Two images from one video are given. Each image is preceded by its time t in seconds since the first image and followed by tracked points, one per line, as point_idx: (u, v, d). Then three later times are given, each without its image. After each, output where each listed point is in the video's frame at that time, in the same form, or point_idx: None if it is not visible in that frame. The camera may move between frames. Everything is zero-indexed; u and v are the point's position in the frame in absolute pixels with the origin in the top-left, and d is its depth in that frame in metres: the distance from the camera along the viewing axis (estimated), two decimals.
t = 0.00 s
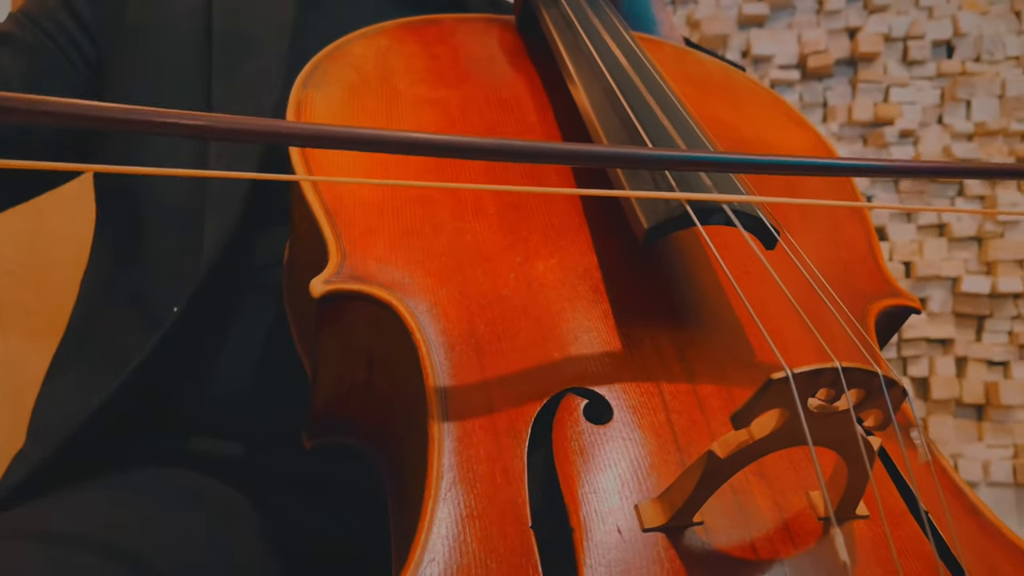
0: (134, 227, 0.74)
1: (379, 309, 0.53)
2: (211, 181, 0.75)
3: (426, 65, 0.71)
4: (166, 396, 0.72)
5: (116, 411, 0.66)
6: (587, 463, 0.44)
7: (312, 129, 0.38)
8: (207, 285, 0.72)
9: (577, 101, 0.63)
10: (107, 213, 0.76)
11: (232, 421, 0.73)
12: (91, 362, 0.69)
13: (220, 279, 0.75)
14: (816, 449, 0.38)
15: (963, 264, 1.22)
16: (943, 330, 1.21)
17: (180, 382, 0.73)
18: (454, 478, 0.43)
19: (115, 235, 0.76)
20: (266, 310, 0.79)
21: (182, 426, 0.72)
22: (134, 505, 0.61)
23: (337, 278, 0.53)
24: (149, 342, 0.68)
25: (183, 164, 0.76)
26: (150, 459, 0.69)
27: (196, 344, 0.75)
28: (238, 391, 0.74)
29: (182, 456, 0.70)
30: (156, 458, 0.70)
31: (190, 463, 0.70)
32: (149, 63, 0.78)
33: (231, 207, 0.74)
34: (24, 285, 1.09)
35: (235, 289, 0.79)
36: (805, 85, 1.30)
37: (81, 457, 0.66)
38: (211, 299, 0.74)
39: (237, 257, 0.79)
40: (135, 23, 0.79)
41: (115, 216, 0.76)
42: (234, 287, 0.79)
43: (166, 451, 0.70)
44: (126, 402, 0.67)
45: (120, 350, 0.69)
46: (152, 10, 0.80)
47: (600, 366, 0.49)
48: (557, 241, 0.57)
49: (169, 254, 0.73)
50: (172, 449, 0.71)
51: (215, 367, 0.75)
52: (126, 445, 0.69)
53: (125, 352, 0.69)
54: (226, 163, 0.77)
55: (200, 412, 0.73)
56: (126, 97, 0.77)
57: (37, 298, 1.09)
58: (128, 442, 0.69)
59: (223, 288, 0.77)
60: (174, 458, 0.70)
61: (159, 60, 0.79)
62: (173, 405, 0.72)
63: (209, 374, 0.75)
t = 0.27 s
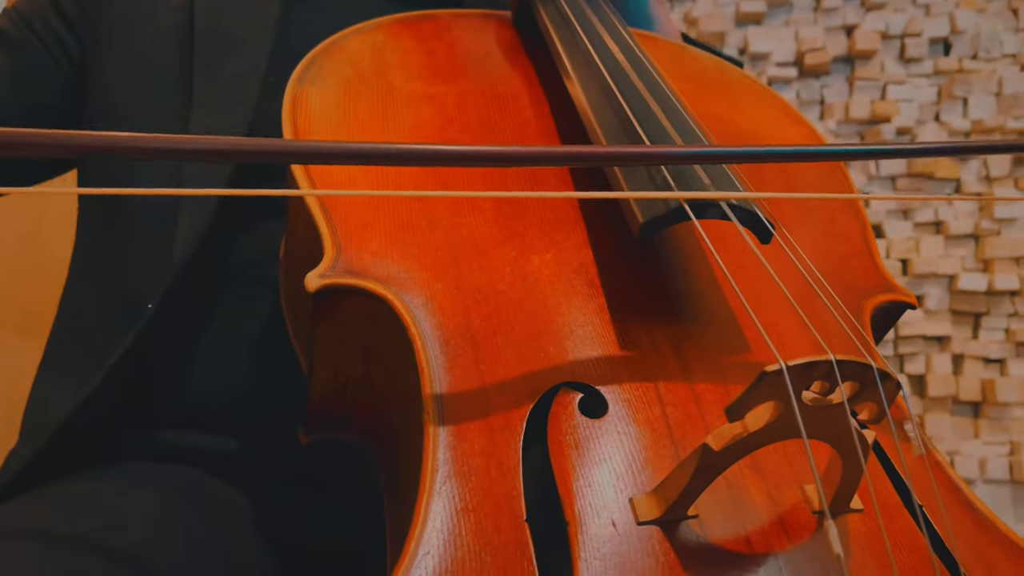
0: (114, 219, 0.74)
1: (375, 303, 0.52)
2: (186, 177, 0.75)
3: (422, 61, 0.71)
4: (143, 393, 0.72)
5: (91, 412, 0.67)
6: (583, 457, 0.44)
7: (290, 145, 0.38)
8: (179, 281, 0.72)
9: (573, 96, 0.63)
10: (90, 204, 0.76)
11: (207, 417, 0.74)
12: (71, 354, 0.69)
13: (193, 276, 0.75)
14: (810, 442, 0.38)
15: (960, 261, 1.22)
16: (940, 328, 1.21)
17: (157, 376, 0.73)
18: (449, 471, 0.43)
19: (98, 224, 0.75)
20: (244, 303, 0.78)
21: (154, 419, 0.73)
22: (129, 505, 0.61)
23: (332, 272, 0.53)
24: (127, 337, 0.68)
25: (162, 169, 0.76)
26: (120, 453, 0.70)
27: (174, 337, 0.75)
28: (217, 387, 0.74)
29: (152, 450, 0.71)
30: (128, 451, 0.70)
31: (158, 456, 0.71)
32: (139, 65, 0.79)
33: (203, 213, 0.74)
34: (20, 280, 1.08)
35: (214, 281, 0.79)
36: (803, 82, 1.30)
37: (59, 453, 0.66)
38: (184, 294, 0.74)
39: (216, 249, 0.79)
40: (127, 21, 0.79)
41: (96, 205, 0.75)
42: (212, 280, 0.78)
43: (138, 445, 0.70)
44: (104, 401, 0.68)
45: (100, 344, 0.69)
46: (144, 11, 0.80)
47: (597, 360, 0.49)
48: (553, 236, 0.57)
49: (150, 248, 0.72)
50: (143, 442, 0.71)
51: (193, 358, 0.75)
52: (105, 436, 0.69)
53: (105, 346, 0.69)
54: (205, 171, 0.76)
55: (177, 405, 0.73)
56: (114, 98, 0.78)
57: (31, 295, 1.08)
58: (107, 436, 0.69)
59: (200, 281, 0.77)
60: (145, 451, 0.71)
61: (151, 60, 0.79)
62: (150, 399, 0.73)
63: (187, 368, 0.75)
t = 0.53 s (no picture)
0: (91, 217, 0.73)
1: (368, 304, 0.53)
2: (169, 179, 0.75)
3: (417, 61, 0.71)
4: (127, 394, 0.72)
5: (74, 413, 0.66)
6: (576, 459, 0.44)
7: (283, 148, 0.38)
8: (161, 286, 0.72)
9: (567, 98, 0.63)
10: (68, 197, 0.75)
11: (191, 419, 0.74)
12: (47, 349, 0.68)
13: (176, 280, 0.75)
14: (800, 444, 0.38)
15: (955, 261, 1.22)
16: (935, 328, 1.21)
17: (139, 378, 0.73)
18: (442, 472, 0.43)
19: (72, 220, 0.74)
20: (223, 309, 0.79)
21: (136, 421, 0.72)
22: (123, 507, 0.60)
23: (325, 273, 0.53)
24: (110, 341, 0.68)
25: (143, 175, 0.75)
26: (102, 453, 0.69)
27: (157, 339, 0.74)
28: (201, 389, 0.74)
29: (135, 450, 0.70)
30: (110, 451, 0.69)
31: (141, 456, 0.70)
32: (132, 65, 0.79)
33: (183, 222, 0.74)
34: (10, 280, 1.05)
35: (196, 285, 0.79)
36: (798, 83, 1.30)
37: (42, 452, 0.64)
38: (167, 297, 0.74)
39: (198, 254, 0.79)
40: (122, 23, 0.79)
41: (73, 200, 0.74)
42: (193, 283, 0.78)
43: (122, 446, 0.70)
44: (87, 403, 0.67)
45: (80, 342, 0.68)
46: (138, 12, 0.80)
47: (589, 361, 0.49)
48: (546, 237, 0.57)
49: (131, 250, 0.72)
50: (126, 443, 0.70)
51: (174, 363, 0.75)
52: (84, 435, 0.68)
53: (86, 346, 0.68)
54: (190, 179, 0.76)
55: (159, 409, 0.73)
56: (104, 97, 0.77)
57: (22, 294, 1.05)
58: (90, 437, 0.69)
59: (183, 283, 0.77)
60: (127, 452, 0.70)
61: (147, 62, 0.79)
62: (133, 401, 0.72)
63: (172, 370, 0.74)
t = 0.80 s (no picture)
0: (77, 206, 0.71)
1: (357, 297, 0.52)
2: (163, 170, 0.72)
3: (410, 57, 0.70)
4: (122, 391, 0.71)
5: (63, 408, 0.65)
6: (566, 455, 0.44)
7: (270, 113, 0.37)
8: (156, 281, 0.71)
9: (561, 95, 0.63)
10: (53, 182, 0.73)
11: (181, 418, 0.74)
12: (35, 343, 0.67)
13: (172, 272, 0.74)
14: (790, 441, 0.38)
15: (947, 260, 1.22)
16: (927, 326, 1.21)
17: (135, 374, 0.73)
18: (430, 468, 0.43)
19: (60, 206, 0.72)
20: (223, 306, 0.78)
21: (133, 418, 0.72)
22: (108, 511, 0.60)
23: (316, 266, 0.52)
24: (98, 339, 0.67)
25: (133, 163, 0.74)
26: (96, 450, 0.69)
27: (152, 334, 0.74)
28: (192, 391, 0.74)
29: (129, 449, 0.71)
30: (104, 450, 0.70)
31: (138, 456, 0.71)
32: (128, 63, 0.79)
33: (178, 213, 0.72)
34: None
35: (195, 278, 0.78)
36: (791, 81, 1.30)
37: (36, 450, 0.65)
38: (164, 293, 0.73)
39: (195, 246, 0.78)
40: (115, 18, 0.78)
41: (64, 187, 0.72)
42: (193, 276, 0.78)
43: (112, 444, 0.70)
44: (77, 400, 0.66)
45: (67, 338, 0.67)
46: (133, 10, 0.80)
47: (580, 358, 0.49)
48: (537, 232, 0.57)
49: (122, 242, 0.70)
50: (120, 441, 0.71)
51: (171, 361, 0.75)
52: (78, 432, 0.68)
53: (75, 342, 0.67)
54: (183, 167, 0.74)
55: (154, 406, 0.73)
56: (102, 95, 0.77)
57: None
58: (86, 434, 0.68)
59: (181, 277, 0.76)
60: (122, 450, 0.70)
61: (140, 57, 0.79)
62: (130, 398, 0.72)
63: (164, 367, 0.74)
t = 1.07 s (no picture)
0: (73, 206, 0.71)
1: (342, 294, 0.52)
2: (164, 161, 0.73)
3: (398, 54, 0.70)
4: (118, 388, 0.71)
5: (57, 407, 0.65)
6: (550, 453, 0.43)
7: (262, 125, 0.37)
8: (152, 277, 0.70)
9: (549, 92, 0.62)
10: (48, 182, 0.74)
11: (177, 419, 0.74)
12: (28, 340, 0.67)
13: (167, 270, 0.73)
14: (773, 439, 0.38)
15: (940, 258, 1.22)
16: (920, 325, 1.21)
17: (133, 372, 0.73)
18: (413, 466, 0.42)
19: (57, 207, 0.72)
20: (221, 305, 0.78)
21: (133, 417, 0.72)
22: (97, 511, 0.60)
23: (300, 264, 0.52)
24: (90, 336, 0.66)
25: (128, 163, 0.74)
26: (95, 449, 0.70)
27: (147, 331, 0.73)
28: (189, 390, 0.74)
29: (129, 448, 0.71)
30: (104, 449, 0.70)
31: (138, 456, 0.71)
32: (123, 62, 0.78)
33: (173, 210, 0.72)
34: None
35: (190, 275, 0.78)
36: (784, 80, 1.30)
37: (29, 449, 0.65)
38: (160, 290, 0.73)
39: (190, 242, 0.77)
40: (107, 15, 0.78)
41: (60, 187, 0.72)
42: (188, 273, 0.77)
43: (111, 443, 0.71)
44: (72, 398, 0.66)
45: (59, 334, 0.67)
46: (128, 9, 0.80)
47: (566, 355, 0.48)
48: (524, 230, 0.57)
49: (116, 238, 0.69)
50: (119, 440, 0.71)
51: (169, 358, 0.75)
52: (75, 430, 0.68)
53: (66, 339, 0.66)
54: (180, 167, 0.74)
55: (152, 404, 0.73)
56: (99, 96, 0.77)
57: None
58: (84, 432, 0.68)
59: (176, 273, 0.76)
60: (121, 449, 0.71)
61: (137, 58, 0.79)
62: (129, 396, 0.72)
63: (161, 367, 0.74)
